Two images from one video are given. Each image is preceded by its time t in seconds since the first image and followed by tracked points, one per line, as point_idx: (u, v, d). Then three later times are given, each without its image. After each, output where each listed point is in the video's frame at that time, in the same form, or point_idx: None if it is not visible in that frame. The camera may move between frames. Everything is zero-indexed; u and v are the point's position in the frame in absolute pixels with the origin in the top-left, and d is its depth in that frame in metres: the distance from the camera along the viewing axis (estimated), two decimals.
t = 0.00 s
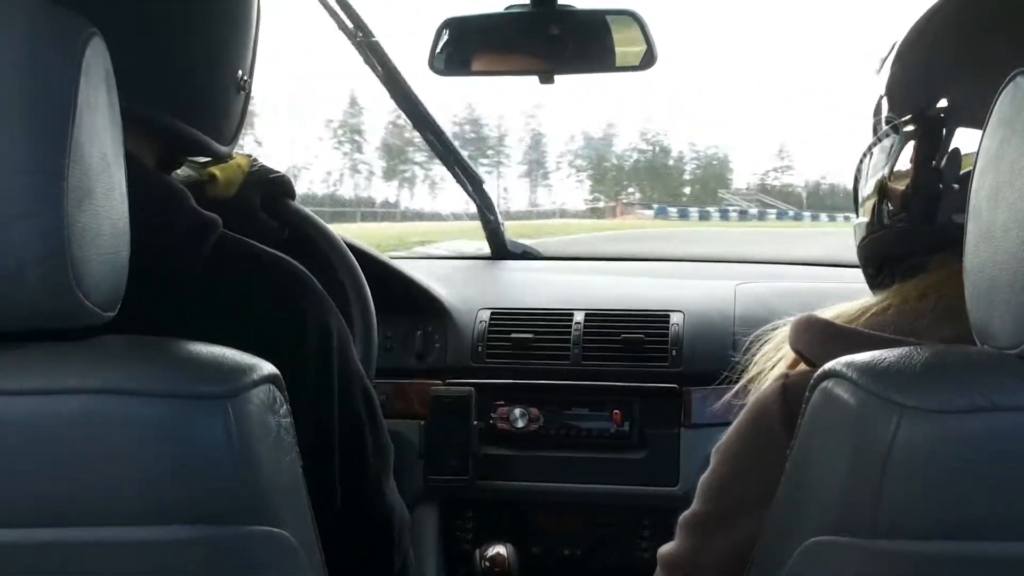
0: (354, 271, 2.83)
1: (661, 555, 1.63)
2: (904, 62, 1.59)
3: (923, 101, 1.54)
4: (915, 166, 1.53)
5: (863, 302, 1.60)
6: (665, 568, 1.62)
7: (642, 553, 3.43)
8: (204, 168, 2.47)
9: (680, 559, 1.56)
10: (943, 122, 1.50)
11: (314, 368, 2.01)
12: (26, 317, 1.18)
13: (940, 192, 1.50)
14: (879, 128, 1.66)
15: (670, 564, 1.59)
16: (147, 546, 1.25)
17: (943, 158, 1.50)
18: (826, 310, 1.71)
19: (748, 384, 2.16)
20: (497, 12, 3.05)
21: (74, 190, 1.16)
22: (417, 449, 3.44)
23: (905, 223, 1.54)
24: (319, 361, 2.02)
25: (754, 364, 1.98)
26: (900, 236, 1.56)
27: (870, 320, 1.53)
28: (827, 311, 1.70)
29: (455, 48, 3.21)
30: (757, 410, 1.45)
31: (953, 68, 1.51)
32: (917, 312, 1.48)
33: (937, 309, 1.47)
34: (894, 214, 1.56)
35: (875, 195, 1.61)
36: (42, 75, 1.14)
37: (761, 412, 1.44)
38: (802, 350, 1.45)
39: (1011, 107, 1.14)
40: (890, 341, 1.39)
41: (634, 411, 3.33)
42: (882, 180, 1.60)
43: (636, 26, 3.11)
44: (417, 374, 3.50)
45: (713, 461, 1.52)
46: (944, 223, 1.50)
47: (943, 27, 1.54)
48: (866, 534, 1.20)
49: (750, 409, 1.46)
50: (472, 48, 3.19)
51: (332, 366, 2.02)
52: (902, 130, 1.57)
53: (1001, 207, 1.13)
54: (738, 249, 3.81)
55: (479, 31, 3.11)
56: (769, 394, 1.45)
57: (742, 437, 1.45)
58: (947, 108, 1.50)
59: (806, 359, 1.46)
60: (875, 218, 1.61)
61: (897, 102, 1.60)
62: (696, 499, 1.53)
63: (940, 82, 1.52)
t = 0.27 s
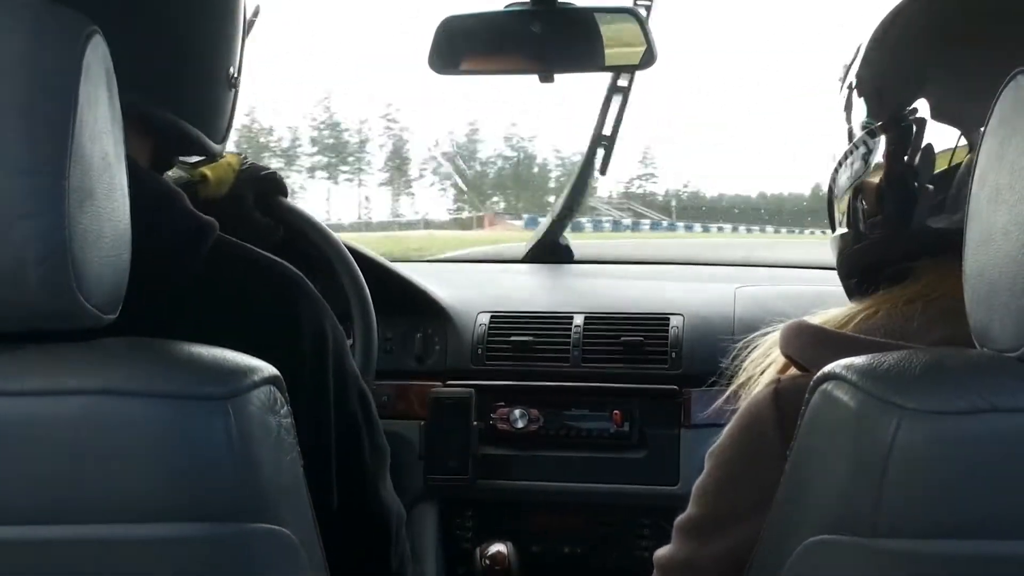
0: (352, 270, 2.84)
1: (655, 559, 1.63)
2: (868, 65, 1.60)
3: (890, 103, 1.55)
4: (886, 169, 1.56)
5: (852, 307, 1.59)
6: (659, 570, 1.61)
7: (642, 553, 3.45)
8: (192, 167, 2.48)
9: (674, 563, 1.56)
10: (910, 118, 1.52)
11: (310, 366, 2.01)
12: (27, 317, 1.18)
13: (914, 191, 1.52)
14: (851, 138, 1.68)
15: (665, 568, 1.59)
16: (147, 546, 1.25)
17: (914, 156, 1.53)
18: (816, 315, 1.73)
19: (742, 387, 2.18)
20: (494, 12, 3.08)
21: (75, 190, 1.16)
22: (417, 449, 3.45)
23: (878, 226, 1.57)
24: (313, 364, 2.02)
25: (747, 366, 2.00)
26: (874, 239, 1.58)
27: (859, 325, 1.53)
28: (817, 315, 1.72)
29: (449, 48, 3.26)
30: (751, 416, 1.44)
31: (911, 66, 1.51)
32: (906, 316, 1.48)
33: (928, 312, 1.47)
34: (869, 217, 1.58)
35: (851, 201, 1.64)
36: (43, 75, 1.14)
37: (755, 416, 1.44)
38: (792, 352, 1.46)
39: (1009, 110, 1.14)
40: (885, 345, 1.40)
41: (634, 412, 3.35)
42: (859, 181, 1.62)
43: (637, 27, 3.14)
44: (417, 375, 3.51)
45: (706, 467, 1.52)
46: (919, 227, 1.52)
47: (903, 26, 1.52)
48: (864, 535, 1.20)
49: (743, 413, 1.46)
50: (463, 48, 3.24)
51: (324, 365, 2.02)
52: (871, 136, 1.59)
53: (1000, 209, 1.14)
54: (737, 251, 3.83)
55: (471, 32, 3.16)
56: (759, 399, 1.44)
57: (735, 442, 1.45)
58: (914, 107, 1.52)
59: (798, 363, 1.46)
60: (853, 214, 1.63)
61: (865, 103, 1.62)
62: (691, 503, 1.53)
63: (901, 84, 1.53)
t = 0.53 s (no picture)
0: (351, 264, 2.84)
1: (655, 558, 1.63)
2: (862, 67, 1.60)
3: (883, 97, 1.56)
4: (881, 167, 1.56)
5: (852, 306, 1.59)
6: (659, 569, 1.62)
7: (642, 552, 3.45)
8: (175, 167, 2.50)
9: (677, 563, 1.56)
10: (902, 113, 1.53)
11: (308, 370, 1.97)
12: (28, 318, 1.18)
13: (907, 186, 1.53)
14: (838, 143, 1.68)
15: (665, 568, 1.59)
16: (148, 546, 1.25)
17: (907, 151, 1.54)
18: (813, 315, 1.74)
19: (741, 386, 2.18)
20: (497, 11, 3.09)
21: (77, 190, 1.16)
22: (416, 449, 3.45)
23: (873, 225, 1.56)
24: (314, 360, 1.97)
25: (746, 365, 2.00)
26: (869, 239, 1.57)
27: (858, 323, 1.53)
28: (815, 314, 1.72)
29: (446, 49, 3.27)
30: (750, 420, 1.44)
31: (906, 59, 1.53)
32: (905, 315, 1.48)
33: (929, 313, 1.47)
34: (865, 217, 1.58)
35: (845, 202, 1.64)
36: (43, 76, 1.14)
37: (753, 416, 1.44)
38: (791, 353, 1.46)
39: (1008, 111, 1.15)
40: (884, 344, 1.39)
41: (634, 412, 3.36)
42: (851, 181, 1.62)
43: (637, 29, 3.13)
44: (417, 375, 3.51)
45: (705, 468, 1.52)
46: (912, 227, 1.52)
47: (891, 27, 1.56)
48: (864, 535, 1.20)
49: (743, 413, 1.46)
50: (461, 49, 3.26)
51: (323, 362, 1.98)
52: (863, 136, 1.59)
53: (1001, 209, 1.14)
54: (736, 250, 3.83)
55: (470, 33, 3.17)
56: (758, 401, 1.44)
57: (734, 442, 1.45)
58: (910, 107, 1.51)
59: (797, 363, 1.46)
60: (846, 214, 1.63)
61: (856, 101, 1.62)
62: (691, 503, 1.53)
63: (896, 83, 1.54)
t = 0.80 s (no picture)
0: (351, 262, 2.83)
1: (655, 560, 1.63)
2: (857, 71, 1.59)
3: (879, 98, 1.54)
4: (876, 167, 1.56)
5: (850, 309, 1.58)
6: (659, 571, 1.62)
7: (642, 553, 3.45)
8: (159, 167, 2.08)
9: (677, 563, 1.56)
10: (901, 117, 1.52)
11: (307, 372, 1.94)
12: (28, 317, 1.19)
13: (904, 183, 1.53)
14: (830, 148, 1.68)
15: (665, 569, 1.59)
16: (148, 546, 1.25)
17: (901, 147, 1.53)
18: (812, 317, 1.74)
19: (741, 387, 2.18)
20: (494, 12, 3.05)
21: (77, 189, 1.16)
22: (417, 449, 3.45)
23: (869, 225, 1.57)
24: (312, 359, 1.94)
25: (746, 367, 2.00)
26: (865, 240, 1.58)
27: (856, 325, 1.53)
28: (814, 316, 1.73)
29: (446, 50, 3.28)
30: (749, 421, 1.44)
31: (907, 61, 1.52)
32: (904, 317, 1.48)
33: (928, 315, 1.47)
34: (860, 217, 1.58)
35: (837, 203, 1.64)
36: (43, 76, 1.14)
37: (752, 416, 1.43)
38: (790, 357, 1.46)
39: (1007, 111, 1.15)
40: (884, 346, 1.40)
41: (634, 412, 3.36)
42: (846, 186, 1.62)
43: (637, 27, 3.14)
44: (417, 375, 3.51)
45: (705, 469, 1.52)
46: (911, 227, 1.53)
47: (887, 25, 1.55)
48: (863, 535, 1.20)
49: (741, 413, 1.46)
50: (462, 50, 3.26)
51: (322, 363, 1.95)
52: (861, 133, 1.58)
53: (1000, 210, 1.14)
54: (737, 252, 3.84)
55: (470, 35, 3.17)
56: (758, 402, 1.44)
57: (733, 444, 1.45)
58: (910, 112, 1.51)
59: (795, 366, 1.47)
60: (843, 217, 1.64)
61: (851, 103, 1.60)
62: (690, 504, 1.53)
63: (892, 84, 1.53)
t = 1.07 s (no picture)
0: (352, 262, 2.84)
1: (656, 559, 1.64)
2: (856, 72, 1.62)
3: (876, 99, 1.58)
4: (879, 163, 1.58)
5: (852, 307, 1.58)
6: (660, 570, 1.62)
7: (642, 553, 3.45)
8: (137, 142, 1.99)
9: (678, 563, 1.56)
10: (902, 121, 1.56)
11: (311, 374, 1.93)
12: (29, 319, 1.19)
13: (906, 181, 1.55)
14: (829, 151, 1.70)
15: (666, 568, 1.59)
16: (149, 547, 1.25)
17: (903, 144, 1.56)
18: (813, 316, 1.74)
19: (741, 386, 2.19)
20: (495, 12, 3.08)
21: (79, 190, 1.16)
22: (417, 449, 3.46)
23: (871, 222, 1.58)
24: (319, 360, 1.93)
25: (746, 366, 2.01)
26: (868, 237, 1.59)
27: (858, 324, 1.53)
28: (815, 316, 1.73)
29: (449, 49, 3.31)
30: (751, 421, 1.44)
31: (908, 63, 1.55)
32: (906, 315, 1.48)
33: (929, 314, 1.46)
34: (862, 214, 1.59)
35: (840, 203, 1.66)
36: (46, 76, 1.14)
37: (757, 414, 1.44)
38: (793, 355, 1.46)
39: (1007, 111, 1.15)
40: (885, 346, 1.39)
41: (634, 412, 3.36)
42: (848, 188, 1.63)
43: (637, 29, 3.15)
44: (417, 376, 3.51)
45: (706, 468, 1.52)
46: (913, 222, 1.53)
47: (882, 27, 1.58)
48: (864, 535, 1.20)
49: (744, 412, 1.46)
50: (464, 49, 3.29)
51: (327, 366, 1.94)
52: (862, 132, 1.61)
53: (1001, 210, 1.14)
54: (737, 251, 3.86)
55: (473, 36, 3.20)
56: (761, 399, 1.44)
57: (737, 442, 1.45)
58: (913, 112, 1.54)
59: (798, 364, 1.46)
60: (844, 218, 1.65)
61: (850, 102, 1.63)
62: (693, 503, 1.54)
63: (891, 84, 1.56)
